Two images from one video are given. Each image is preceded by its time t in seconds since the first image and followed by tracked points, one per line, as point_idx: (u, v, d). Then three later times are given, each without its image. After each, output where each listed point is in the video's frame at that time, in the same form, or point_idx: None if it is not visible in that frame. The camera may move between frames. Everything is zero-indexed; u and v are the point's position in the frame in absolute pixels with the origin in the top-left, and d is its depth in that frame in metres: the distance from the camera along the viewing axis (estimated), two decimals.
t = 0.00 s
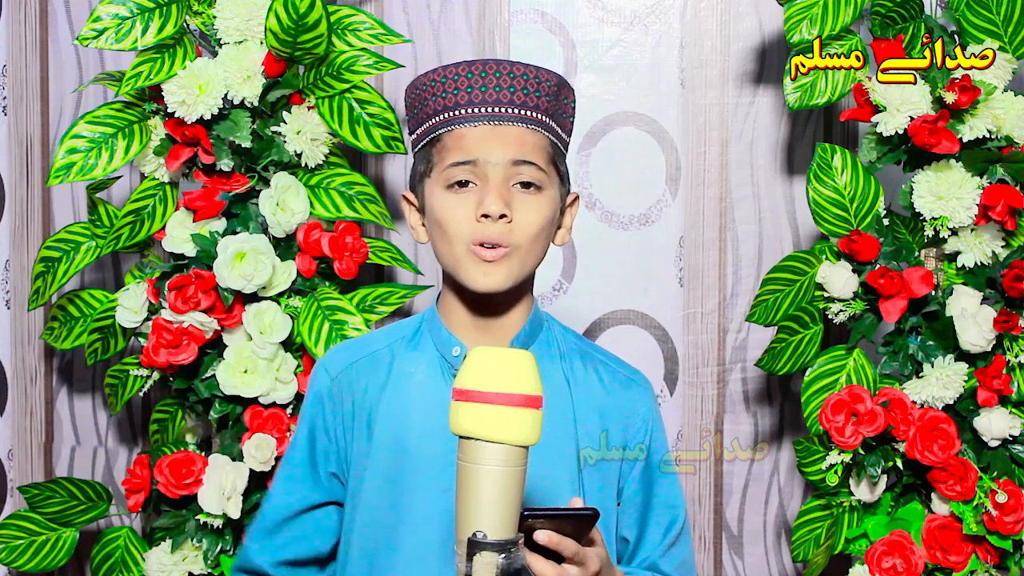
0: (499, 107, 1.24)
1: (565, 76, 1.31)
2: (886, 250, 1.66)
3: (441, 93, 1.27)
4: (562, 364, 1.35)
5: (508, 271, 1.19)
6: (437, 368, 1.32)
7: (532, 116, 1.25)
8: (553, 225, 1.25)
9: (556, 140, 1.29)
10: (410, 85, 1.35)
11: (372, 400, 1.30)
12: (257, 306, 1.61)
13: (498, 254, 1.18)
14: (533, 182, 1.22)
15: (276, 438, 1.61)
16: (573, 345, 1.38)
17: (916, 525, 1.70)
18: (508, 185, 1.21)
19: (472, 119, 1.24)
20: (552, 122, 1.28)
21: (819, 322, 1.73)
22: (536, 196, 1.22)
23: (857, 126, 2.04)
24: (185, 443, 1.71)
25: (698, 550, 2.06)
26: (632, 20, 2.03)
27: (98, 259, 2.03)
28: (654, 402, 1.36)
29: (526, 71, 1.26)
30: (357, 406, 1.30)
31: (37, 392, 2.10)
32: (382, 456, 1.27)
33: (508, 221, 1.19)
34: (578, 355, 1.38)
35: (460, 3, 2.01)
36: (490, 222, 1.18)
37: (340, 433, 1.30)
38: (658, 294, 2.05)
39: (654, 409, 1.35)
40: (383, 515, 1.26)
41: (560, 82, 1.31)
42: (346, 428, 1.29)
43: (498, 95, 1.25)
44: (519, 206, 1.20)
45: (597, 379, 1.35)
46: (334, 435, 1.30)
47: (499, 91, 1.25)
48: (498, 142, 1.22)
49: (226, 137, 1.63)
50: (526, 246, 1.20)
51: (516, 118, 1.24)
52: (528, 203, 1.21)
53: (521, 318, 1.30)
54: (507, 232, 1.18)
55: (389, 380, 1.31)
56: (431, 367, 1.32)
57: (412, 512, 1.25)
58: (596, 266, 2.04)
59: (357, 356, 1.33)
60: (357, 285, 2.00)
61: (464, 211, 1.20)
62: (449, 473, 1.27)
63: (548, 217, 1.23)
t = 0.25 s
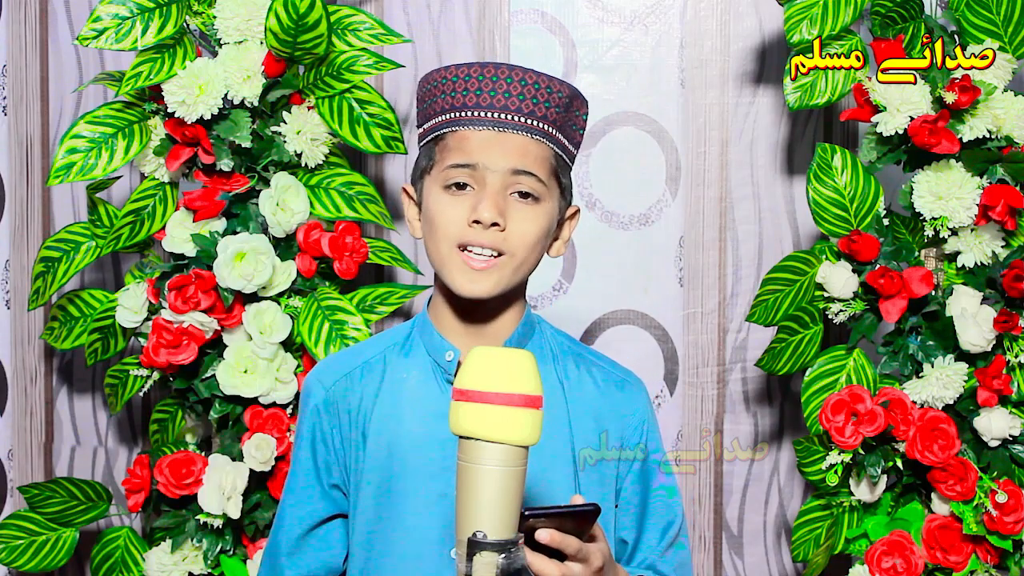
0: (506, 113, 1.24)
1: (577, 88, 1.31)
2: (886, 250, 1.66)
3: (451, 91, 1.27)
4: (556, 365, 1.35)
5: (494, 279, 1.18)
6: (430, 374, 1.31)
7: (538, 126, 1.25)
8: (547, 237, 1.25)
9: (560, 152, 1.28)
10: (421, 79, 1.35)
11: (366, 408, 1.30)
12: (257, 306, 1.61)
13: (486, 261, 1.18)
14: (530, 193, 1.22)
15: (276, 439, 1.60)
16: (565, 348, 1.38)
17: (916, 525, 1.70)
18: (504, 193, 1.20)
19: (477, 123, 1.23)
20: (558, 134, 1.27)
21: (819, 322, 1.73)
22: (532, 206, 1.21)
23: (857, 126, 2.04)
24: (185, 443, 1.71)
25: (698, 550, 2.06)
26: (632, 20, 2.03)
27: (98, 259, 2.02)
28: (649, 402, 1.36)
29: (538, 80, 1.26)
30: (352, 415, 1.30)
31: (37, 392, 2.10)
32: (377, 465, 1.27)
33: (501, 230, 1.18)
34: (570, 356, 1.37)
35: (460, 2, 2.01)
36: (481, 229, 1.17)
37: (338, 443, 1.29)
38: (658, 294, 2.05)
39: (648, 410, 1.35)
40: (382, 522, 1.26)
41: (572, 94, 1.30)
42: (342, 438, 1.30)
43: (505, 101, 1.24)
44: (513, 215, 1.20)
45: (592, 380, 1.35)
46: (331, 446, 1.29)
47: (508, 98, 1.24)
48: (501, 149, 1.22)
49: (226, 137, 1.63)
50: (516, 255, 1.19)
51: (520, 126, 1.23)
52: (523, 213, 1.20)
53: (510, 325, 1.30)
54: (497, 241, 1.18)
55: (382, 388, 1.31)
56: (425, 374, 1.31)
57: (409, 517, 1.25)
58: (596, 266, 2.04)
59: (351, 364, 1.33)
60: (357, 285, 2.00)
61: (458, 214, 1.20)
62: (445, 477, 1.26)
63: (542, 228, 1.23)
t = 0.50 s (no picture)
0: (509, 116, 1.24)
1: (579, 88, 1.31)
2: (886, 250, 1.66)
3: (452, 93, 1.27)
4: (556, 367, 1.35)
5: (501, 281, 1.19)
6: (430, 376, 1.31)
7: (541, 128, 1.25)
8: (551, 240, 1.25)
9: (563, 153, 1.29)
10: (421, 79, 1.35)
11: (365, 411, 1.30)
12: (257, 306, 1.61)
13: (491, 263, 1.18)
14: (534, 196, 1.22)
15: (276, 439, 1.60)
16: (566, 349, 1.38)
17: (916, 525, 1.70)
18: (509, 196, 1.20)
19: (481, 125, 1.23)
20: (561, 135, 1.28)
21: (819, 322, 1.73)
22: (536, 210, 1.22)
23: (857, 126, 2.04)
24: (185, 443, 1.71)
25: (698, 550, 2.06)
26: (632, 20, 2.03)
27: (98, 259, 2.02)
28: (650, 404, 1.36)
29: (540, 81, 1.26)
30: (351, 417, 1.30)
31: (37, 392, 2.10)
32: (376, 467, 1.27)
33: (507, 233, 1.18)
34: (571, 359, 1.37)
35: (460, 2, 2.01)
36: (486, 232, 1.18)
37: (337, 445, 1.29)
38: (658, 294, 2.05)
39: (649, 412, 1.35)
40: (380, 524, 1.26)
41: (574, 94, 1.30)
42: (342, 440, 1.29)
43: (509, 104, 1.24)
44: (518, 218, 1.20)
45: (592, 383, 1.35)
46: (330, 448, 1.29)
47: (511, 100, 1.24)
48: (505, 152, 1.22)
49: (226, 137, 1.63)
50: (521, 258, 1.20)
51: (524, 129, 1.24)
52: (528, 216, 1.21)
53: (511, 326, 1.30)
54: (503, 244, 1.18)
55: (382, 390, 1.31)
56: (424, 375, 1.31)
57: (408, 520, 1.25)
58: (596, 266, 2.04)
59: (350, 366, 1.33)
60: (357, 285, 2.00)
61: (463, 217, 1.20)
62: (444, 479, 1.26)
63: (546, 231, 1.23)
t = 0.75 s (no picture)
0: (511, 128, 1.22)
1: (576, 89, 1.29)
2: (886, 250, 1.66)
3: (451, 107, 1.24)
4: (556, 369, 1.35)
5: (514, 296, 1.21)
6: (431, 378, 1.31)
7: (543, 138, 1.24)
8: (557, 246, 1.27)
9: (564, 158, 1.28)
10: (413, 86, 1.32)
11: (367, 413, 1.29)
12: (257, 306, 1.61)
13: (504, 280, 1.20)
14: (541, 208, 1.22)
15: (276, 439, 1.60)
16: (566, 350, 1.37)
17: (916, 525, 1.70)
18: (516, 212, 1.20)
19: (484, 141, 1.22)
20: (562, 142, 1.27)
21: (819, 322, 1.73)
22: (543, 220, 1.22)
23: (857, 126, 2.04)
24: (184, 443, 1.71)
25: (698, 550, 2.06)
26: (632, 20, 2.03)
27: (98, 259, 2.02)
28: (651, 405, 1.36)
29: (539, 89, 1.24)
30: (352, 419, 1.29)
31: (37, 392, 2.10)
32: (378, 469, 1.27)
33: (517, 250, 1.19)
34: (572, 361, 1.37)
35: (460, 3, 2.01)
36: (497, 251, 1.19)
37: (338, 447, 1.29)
38: (658, 294, 2.05)
39: (650, 413, 1.35)
40: (382, 526, 1.26)
41: (571, 96, 1.29)
42: (342, 443, 1.29)
43: (510, 116, 1.22)
44: (527, 234, 1.21)
45: (593, 384, 1.34)
46: (331, 450, 1.29)
47: (512, 112, 1.22)
48: (509, 167, 1.21)
49: (226, 137, 1.63)
50: (532, 271, 1.21)
51: (527, 141, 1.22)
52: (536, 230, 1.21)
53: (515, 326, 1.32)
54: (514, 261, 1.19)
55: (383, 392, 1.31)
56: (425, 378, 1.31)
57: (409, 522, 1.26)
58: (596, 266, 2.04)
59: (351, 368, 1.33)
60: (357, 285, 2.00)
61: (472, 235, 1.21)
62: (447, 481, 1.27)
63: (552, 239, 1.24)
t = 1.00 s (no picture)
0: (513, 146, 1.17)
1: (577, 95, 1.24)
2: (886, 250, 1.66)
3: (450, 123, 1.19)
4: (557, 369, 1.34)
5: (518, 311, 1.17)
6: (432, 378, 1.31)
7: (545, 153, 1.19)
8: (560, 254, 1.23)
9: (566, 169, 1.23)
10: (409, 96, 1.27)
11: (367, 413, 1.29)
12: (257, 306, 1.61)
13: (508, 297, 1.16)
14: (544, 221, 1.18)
15: (276, 438, 1.60)
16: (566, 351, 1.37)
17: (916, 525, 1.70)
18: (519, 228, 1.16)
19: (486, 159, 1.17)
20: (564, 153, 1.22)
21: (819, 322, 1.73)
22: (547, 234, 1.18)
23: (857, 126, 2.04)
24: (185, 443, 1.71)
25: (698, 550, 2.06)
26: (632, 20, 2.03)
27: (98, 259, 2.02)
28: (651, 406, 1.36)
29: (539, 103, 1.19)
30: (353, 419, 1.29)
31: (37, 393, 2.10)
32: (379, 469, 1.27)
33: (521, 267, 1.15)
34: (572, 361, 1.36)
35: (460, 3, 2.01)
36: (501, 268, 1.15)
37: (339, 447, 1.29)
38: (658, 294, 2.05)
39: (650, 413, 1.35)
40: (382, 526, 1.26)
41: (572, 103, 1.23)
42: (343, 443, 1.29)
43: (511, 133, 1.17)
44: (531, 249, 1.16)
45: (593, 385, 1.34)
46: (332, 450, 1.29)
47: (512, 128, 1.17)
48: (512, 185, 1.16)
49: (226, 137, 1.63)
50: (536, 284, 1.17)
51: (528, 157, 1.17)
52: (540, 245, 1.17)
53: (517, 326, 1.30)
54: (518, 278, 1.15)
55: (384, 393, 1.31)
56: (425, 378, 1.31)
57: (409, 521, 1.26)
58: (596, 266, 2.04)
59: (352, 369, 1.33)
60: (357, 285, 2.00)
61: (474, 251, 1.17)
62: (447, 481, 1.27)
63: (557, 249, 1.20)
